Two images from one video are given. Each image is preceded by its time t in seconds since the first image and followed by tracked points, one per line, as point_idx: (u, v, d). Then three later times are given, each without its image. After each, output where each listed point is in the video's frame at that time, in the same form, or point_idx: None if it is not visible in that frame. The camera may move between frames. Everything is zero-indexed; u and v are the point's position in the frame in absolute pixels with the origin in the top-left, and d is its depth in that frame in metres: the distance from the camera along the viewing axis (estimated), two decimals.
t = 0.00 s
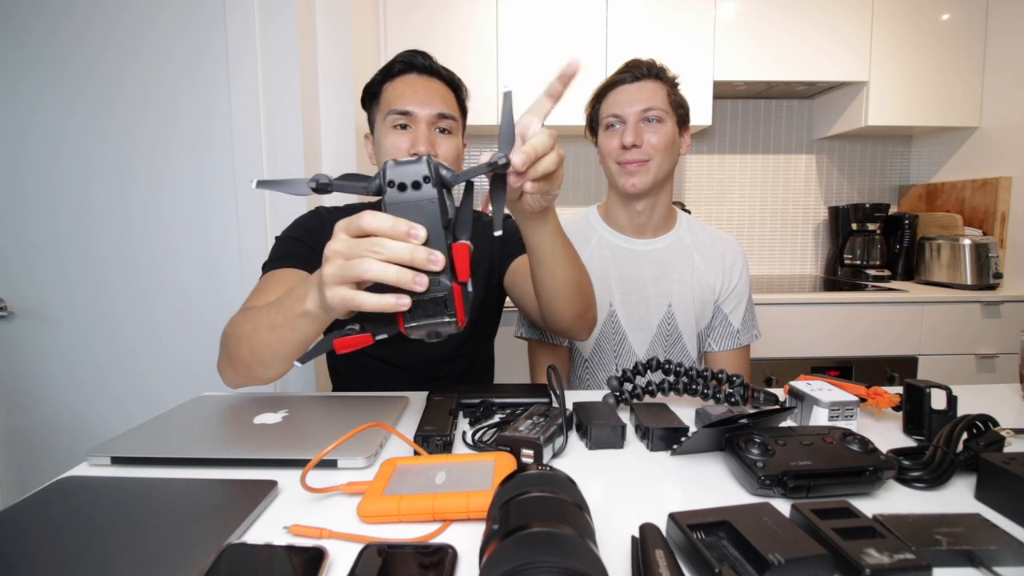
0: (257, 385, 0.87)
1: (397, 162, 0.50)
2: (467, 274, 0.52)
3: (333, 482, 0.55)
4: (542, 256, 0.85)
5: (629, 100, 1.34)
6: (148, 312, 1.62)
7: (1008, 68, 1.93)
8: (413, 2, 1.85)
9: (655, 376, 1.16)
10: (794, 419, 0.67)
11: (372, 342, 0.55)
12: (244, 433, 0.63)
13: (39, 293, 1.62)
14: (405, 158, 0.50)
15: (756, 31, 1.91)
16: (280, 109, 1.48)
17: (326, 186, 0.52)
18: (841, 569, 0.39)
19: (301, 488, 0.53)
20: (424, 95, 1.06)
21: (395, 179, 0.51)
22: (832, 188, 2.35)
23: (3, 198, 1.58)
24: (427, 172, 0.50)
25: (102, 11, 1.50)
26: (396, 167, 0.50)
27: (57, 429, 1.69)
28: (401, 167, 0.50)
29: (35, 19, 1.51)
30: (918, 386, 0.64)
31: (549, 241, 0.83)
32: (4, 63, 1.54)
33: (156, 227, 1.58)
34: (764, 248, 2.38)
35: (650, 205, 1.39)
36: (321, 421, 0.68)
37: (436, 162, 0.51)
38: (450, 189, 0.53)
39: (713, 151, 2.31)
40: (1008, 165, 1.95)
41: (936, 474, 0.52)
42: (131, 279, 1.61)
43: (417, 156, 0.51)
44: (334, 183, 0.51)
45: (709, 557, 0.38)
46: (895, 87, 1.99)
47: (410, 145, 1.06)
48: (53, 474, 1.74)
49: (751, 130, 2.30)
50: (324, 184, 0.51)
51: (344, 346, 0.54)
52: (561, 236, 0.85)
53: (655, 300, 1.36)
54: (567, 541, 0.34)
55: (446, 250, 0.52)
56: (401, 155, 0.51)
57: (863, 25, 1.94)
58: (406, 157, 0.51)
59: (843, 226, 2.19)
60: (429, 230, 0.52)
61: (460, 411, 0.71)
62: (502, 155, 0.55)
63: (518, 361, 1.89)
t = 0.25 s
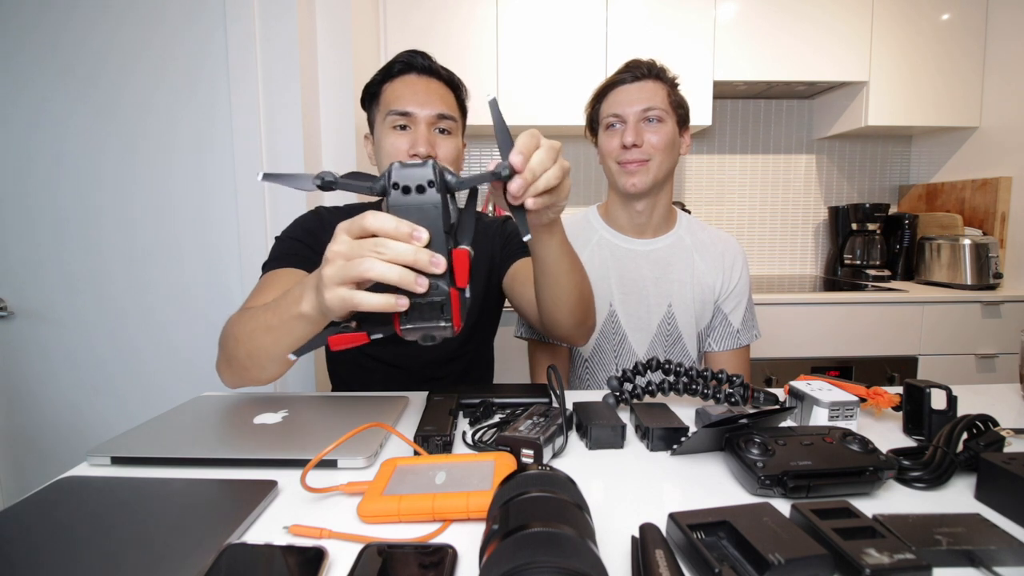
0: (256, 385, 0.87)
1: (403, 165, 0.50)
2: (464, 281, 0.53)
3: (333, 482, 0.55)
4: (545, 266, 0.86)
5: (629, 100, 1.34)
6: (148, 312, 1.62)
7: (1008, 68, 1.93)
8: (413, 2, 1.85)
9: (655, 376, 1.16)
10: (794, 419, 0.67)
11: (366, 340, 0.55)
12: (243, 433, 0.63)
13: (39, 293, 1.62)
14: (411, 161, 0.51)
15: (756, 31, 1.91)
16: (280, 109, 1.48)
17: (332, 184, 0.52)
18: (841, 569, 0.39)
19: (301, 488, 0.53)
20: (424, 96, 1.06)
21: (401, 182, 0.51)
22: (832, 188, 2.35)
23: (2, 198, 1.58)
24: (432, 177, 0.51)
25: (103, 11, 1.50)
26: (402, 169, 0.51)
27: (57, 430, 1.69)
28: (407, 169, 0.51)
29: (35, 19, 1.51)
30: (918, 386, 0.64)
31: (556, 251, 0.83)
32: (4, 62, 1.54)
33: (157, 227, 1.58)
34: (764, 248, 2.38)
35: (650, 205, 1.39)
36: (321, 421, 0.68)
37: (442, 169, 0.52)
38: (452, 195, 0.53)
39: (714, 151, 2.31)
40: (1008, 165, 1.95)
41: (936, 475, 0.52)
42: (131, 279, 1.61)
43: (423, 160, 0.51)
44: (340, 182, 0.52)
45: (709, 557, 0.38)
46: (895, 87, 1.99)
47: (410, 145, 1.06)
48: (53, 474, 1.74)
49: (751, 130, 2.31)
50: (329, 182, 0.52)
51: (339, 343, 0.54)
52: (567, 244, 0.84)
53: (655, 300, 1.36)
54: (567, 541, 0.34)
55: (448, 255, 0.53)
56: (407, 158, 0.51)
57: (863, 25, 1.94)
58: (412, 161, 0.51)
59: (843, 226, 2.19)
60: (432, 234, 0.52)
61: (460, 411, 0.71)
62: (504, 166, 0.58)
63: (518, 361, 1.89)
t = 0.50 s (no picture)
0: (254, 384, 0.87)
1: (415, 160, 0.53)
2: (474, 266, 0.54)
3: (333, 482, 0.55)
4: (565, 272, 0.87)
5: (630, 100, 1.34)
6: (148, 311, 1.62)
7: (1008, 68, 1.93)
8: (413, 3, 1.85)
9: (655, 376, 1.16)
10: (794, 419, 0.67)
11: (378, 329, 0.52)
12: (244, 433, 0.63)
13: (39, 292, 1.62)
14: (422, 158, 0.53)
15: (756, 31, 1.91)
16: (280, 110, 1.48)
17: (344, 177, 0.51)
18: (841, 569, 0.39)
19: (301, 488, 0.53)
20: (426, 97, 1.06)
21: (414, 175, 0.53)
22: (832, 188, 2.35)
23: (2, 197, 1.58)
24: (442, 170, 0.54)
25: (103, 11, 1.50)
26: (414, 164, 0.53)
27: (57, 429, 1.69)
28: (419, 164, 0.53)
29: (35, 20, 1.51)
30: (918, 386, 0.64)
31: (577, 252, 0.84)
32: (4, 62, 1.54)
33: (157, 227, 1.58)
34: (764, 248, 2.38)
35: (651, 205, 1.39)
36: (321, 421, 0.68)
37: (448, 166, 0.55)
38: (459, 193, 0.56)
39: (714, 151, 2.31)
40: (1008, 165, 1.95)
41: (936, 474, 0.52)
42: (131, 279, 1.61)
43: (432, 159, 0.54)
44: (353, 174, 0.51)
45: (709, 557, 0.38)
46: (895, 87, 1.99)
47: (411, 146, 1.06)
48: (53, 474, 1.74)
49: (751, 130, 2.31)
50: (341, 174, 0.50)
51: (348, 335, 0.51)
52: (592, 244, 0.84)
53: (655, 300, 1.36)
54: (567, 540, 0.34)
55: (457, 241, 0.53)
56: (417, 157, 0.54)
57: (863, 26, 1.94)
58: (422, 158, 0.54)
59: (843, 226, 2.19)
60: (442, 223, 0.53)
61: (460, 411, 0.71)
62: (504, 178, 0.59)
63: (518, 361, 1.89)
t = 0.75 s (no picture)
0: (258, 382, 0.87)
1: (406, 153, 0.52)
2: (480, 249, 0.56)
3: (333, 482, 0.55)
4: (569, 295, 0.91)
5: (628, 101, 1.34)
6: (148, 312, 1.62)
7: (1008, 68, 1.93)
8: (413, 3, 1.85)
9: (656, 377, 1.16)
10: (794, 419, 0.67)
11: (408, 328, 0.54)
12: (244, 433, 0.63)
13: (39, 292, 1.62)
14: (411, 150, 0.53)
15: (756, 31, 1.91)
16: (280, 110, 1.48)
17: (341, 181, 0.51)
18: (841, 569, 0.39)
19: (301, 488, 0.53)
20: (429, 96, 1.06)
21: (410, 170, 0.52)
22: (832, 188, 2.35)
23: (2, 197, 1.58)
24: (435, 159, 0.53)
25: (104, 12, 1.50)
26: (406, 159, 0.52)
27: (57, 429, 1.69)
28: (410, 159, 0.52)
29: (36, 20, 1.51)
30: (918, 386, 0.64)
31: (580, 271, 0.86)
32: (4, 62, 1.54)
33: (157, 227, 1.58)
34: (764, 248, 2.38)
35: (651, 206, 1.39)
36: (321, 421, 0.68)
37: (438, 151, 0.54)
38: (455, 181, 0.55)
39: (714, 151, 2.31)
40: (1008, 166, 1.95)
41: (936, 474, 0.52)
42: (131, 279, 1.61)
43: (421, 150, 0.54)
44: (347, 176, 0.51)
45: (709, 557, 0.38)
46: (895, 87, 1.99)
47: (413, 146, 1.06)
48: (53, 474, 1.74)
49: (751, 130, 2.31)
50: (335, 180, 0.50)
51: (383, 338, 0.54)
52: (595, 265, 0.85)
53: (655, 300, 1.36)
54: (567, 540, 0.34)
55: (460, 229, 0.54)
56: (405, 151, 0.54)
57: (863, 25, 1.94)
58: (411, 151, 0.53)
59: (843, 226, 2.19)
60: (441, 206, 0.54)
61: (460, 411, 0.71)
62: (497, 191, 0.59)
63: (519, 361, 1.89)
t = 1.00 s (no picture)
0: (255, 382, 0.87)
1: (397, 166, 0.47)
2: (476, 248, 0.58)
3: (333, 482, 0.55)
4: (561, 320, 0.93)
5: (628, 101, 1.34)
6: (148, 312, 1.62)
7: (1008, 68, 1.93)
8: (413, 3, 1.85)
9: (656, 377, 1.16)
10: (794, 419, 0.67)
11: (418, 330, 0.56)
12: (244, 433, 0.63)
13: (39, 292, 1.62)
14: (400, 159, 0.47)
15: (756, 31, 1.91)
16: (280, 110, 1.48)
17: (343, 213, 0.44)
18: (841, 569, 0.39)
19: (301, 488, 0.53)
20: (431, 96, 1.06)
21: (405, 186, 0.47)
22: (832, 188, 2.35)
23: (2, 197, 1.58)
24: (427, 167, 0.48)
25: (105, 12, 1.50)
26: (397, 172, 0.47)
27: (57, 429, 1.69)
28: (401, 171, 0.47)
29: (36, 20, 1.51)
30: (918, 386, 0.64)
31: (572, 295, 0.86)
32: (4, 62, 1.54)
33: (157, 227, 1.58)
34: (764, 248, 2.38)
35: (651, 206, 1.39)
36: (321, 421, 0.68)
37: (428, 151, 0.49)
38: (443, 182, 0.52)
39: (714, 151, 2.31)
40: (1008, 165, 1.95)
41: (936, 474, 0.52)
42: (131, 279, 1.61)
43: (407, 154, 0.47)
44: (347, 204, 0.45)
45: (709, 557, 0.38)
46: (895, 87, 1.99)
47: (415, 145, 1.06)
48: (54, 474, 1.74)
49: (751, 130, 2.31)
50: (335, 214, 0.44)
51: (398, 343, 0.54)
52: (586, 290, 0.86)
53: (655, 300, 1.36)
54: (567, 540, 0.34)
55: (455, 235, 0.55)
56: (391, 157, 0.47)
57: (863, 25, 1.94)
58: (399, 159, 0.47)
59: (843, 226, 2.19)
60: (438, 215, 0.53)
61: (460, 411, 0.71)
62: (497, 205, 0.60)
63: (519, 361, 1.89)
